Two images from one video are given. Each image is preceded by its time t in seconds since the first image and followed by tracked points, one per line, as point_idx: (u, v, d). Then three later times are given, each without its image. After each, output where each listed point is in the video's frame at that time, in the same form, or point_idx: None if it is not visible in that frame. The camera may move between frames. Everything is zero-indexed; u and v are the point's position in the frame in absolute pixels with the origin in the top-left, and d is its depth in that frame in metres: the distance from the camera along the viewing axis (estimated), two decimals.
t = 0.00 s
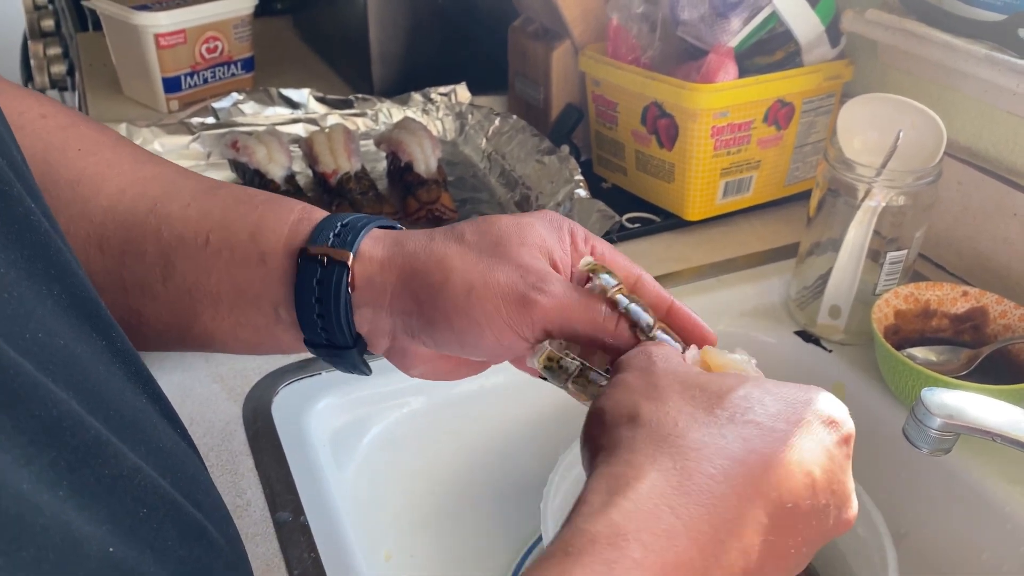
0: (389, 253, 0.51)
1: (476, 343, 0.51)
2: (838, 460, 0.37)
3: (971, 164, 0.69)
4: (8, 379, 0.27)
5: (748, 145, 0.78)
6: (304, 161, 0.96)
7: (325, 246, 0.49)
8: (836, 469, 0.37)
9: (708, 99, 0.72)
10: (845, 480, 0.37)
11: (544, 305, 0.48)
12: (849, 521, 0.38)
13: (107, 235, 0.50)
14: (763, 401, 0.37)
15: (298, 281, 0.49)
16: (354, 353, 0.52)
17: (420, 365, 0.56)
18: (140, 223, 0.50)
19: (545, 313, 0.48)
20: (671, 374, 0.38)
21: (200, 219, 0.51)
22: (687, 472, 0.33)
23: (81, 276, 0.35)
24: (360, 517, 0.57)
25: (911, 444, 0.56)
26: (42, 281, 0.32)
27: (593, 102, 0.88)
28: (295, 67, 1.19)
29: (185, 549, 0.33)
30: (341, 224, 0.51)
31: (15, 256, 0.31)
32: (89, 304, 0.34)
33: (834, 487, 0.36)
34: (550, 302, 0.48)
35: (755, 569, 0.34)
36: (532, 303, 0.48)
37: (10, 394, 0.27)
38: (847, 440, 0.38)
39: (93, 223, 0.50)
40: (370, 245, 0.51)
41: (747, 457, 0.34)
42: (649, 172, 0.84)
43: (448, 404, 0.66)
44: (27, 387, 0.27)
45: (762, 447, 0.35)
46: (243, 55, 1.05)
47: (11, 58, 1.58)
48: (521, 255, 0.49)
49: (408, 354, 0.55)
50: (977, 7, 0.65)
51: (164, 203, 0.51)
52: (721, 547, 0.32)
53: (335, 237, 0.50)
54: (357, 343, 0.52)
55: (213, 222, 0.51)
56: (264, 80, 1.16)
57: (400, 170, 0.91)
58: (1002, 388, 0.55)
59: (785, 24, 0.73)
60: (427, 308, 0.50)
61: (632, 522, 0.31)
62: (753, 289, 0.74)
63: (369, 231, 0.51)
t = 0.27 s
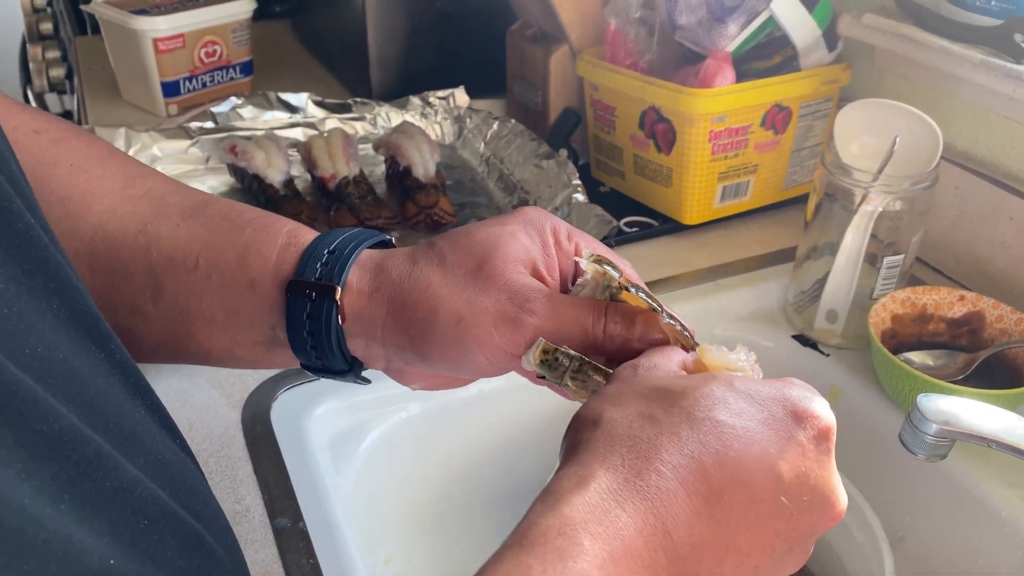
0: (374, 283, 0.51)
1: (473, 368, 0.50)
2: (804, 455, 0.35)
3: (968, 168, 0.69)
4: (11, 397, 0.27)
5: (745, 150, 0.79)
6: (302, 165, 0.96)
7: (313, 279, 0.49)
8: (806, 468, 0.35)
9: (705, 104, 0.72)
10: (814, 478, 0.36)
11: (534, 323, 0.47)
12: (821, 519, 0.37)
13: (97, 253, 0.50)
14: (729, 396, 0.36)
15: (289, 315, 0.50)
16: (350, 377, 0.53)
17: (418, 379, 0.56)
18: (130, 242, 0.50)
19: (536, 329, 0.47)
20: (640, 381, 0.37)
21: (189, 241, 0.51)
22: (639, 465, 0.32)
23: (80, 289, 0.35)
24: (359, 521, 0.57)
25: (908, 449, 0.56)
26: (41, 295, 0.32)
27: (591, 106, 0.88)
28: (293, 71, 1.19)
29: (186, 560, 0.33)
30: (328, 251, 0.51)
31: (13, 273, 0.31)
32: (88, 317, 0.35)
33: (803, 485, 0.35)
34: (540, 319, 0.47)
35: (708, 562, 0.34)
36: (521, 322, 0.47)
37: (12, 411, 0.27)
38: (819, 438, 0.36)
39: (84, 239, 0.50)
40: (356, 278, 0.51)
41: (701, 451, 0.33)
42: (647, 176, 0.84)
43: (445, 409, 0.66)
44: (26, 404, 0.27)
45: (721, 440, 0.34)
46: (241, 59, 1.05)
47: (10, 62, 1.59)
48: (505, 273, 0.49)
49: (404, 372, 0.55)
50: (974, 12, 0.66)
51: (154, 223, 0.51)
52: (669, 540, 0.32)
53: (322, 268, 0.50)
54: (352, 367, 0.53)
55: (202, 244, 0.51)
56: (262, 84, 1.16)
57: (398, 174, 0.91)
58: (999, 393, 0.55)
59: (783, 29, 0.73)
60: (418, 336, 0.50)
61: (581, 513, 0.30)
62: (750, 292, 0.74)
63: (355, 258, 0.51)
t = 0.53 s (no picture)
0: (378, 281, 0.51)
1: (481, 357, 0.51)
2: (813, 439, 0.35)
3: (967, 168, 0.70)
4: (25, 388, 0.27)
5: (746, 149, 0.79)
6: (304, 165, 0.96)
7: (321, 284, 0.49)
8: (809, 451, 0.35)
9: (706, 104, 0.73)
10: (817, 464, 0.36)
11: (538, 307, 0.47)
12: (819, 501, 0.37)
13: (106, 256, 0.50)
14: (741, 374, 0.35)
15: (299, 319, 0.50)
16: (362, 379, 0.53)
17: (429, 379, 0.57)
18: (139, 245, 0.51)
19: (540, 313, 0.47)
20: (667, 350, 0.37)
21: (200, 243, 0.51)
22: (644, 432, 0.33)
23: (90, 285, 0.35)
24: (361, 520, 0.58)
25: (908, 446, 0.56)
26: (53, 291, 0.32)
27: (592, 106, 0.88)
28: (294, 72, 1.20)
29: (194, 555, 0.33)
30: (335, 254, 0.51)
31: (26, 267, 0.31)
32: (98, 313, 0.35)
33: (806, 467, 0.35)
34: (542, 302, 0.47)
35: (704, 536, 0.34)
36: (524, 307, 0.47)
37: (27, 402, 0.27)
38: (831, 423, 0.35)
39: (94, 242, 0.50)
40: (362, 281, 0.52)
41: (706, 425, 0.33)
42: (648, 176, 0.84)
43: (446, 407, 0.67)
44: (42, 395, 0.28)
45: (730, 416, 0.33)
46: (243, 59, 1.05)
47: (11, 64, 1.59)
48: (505, 261, 0.49)
49: (416, 373, 0.56)
50: (973, 11, 0.66)
51: (163, 227, 0.51)
52: (666, 510, 0.32)
53: (329, 272, 0.50)
54: (363, 369, 0.53)
55: (211, 247, 0.51)
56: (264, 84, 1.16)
57: (400, 173, 0.91)
58: (999, 391, 0.55)
59: (783, 29, 0.74)
60: (425, 330, 0.50)
61: (585, 473, 0.31)
62: (751, 291, 0.75)
63: (362, 260, 0.52)
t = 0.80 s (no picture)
0: (381, 279, 0.51)
1: (485, 347, 0.51)
2: (809, 429, 0.35)
3: (968, 168, 0.70)
4: (28, 385, 0.27)
5: (746, 149, 0.79)
6: (304, 165, 0.96)
7: (326, 281, 0.50)
8: (803, 441, 0.35)
9: (706, 104, 0.73)
10: (811, 454, 0.35)
11: (540, 288, 0.47)
12: (814, 490, 0.37)
13: (107, 261, 0.50)
14: (736, 361, 0.35)
15: (301, 316, 0.50)
16: (361, 385, 0.53)
17: (434, 387, 0.57)
18: (140, 245, 0.51)
19: (542, 296, 0.47)
20: (667, 336, 0.37)
21: (203, 248, 0.52)
22: (638, 415, 0.33)
23: (88, 285, 0.35)
24: (360, 519, 0.58)
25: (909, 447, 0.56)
26: (52, 292, 0.32)
27: (592, 106, 0.88)
28: (294, 72, 1.20)
29: (196, 554, 0.33)
30: (340, 257, 0.51)
31: (25, 268, 0.31)
32: (97, 314, 0.35)
33: (800, 457, 0.35)
34: (544, 284, 0.47)
35: (694, 522, 0.34)
36: (526, 290, 0.47)
37: (31, 399, 0.27)
38: (827, 411, 0.35)
39: (95, 247, 0.50)
40: (365, 282, 0.51)
41: (700, 410, 0.33)
42: (648, 176, 0.84)
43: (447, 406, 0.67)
44: (45, 392, 0.28)
45: (725, 401, 0.33)
46: (243, 59, 1.05)
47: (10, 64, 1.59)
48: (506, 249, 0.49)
49: (419, 379, 0.56)
50: (974, 13, 0.66)
51: (165, 232, 0.51)
52: (657, 495, 0.32)
53: (335, 271, 0.50)
54: (363, 375, 0.53)
55: (215, 251, 0.52)
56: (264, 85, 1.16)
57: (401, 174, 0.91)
58: (1000, 391, 0.55)
59: (784, 29, 0.74)
60: (428, 322, 0.50)
61: (581, 453, 0.31)
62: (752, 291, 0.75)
63: (367, 264, 0.52)
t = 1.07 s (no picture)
0: (383, 282, 0.52)
1: (487, 348, 0.50)
2: (789, 455, 0.34)
3: (969, 170, 0.70)
4: (30, 385, 0.27)
5: (748, 151, 0.79)
6: (305, 166, 0.96)
7: (328, 280, 0.50)
8: (777, 469, 0.34)
9: (707, 106, 0.73)
10: (785, 482, 0.35)
11: (541, 282, 0.47)
12: (799, 509, 0.36)
13: (109, 260, 0.50)
14: (715, 382, 0.35)
15: (301, 314, 0.49)
16: (357, 390, 0.52)
17: (434, 402, 0.58)
18: (142, 245, 0.51)
19: (543, 290, 0.47)
20: (650, 355, 0.37)
21: (203, 252, 0.52)
22: (613, 436, 0.33)
23: (89, 287, 0.35)
24: (361, 518, 0.58)
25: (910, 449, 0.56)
26: (53, 293, 0.32)
27: (593, 108, 0.88)
28: (295, 73, 1.20)
29: (198, 555, 0.33)
30: (342, 261, 0.52)
31: (26, 270, 0.31)
32: (97, 315, 0.35)
33: (773, 484, 0.34)
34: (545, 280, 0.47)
35: (664, 543, 0.34)
36: (527, 286, 0.47)
37: (32, 399, 0.27)
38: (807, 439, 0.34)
39: (98, 247, 0.50)
40: (368, 283, 0.52)
41: (674, 434, 0.33)
42: (649, 178, 0.84)
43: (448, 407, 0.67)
44: (46, 392, 0.28)
45: (698, 427, 0.33)
46: (245, 60, 1.05)
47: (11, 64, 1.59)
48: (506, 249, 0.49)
49: (417, 388, 0.57)
50: (975, 14, 0.66)
51: (166, 236, 0.51)
52: (626, 518, 0.32)
53: (337, 272, 0.51)
54: (359, 380, 0.52)
55: (215, 255, 0.52)
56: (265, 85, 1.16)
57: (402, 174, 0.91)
58: (1002, 393, 0.55)
59: (785, 30, 0.74)
60: (429, 322, 0.50)
61: (559, 471, 0.31)
62: (753, 293, 0.75)
63: (369, 269, 0.52)
